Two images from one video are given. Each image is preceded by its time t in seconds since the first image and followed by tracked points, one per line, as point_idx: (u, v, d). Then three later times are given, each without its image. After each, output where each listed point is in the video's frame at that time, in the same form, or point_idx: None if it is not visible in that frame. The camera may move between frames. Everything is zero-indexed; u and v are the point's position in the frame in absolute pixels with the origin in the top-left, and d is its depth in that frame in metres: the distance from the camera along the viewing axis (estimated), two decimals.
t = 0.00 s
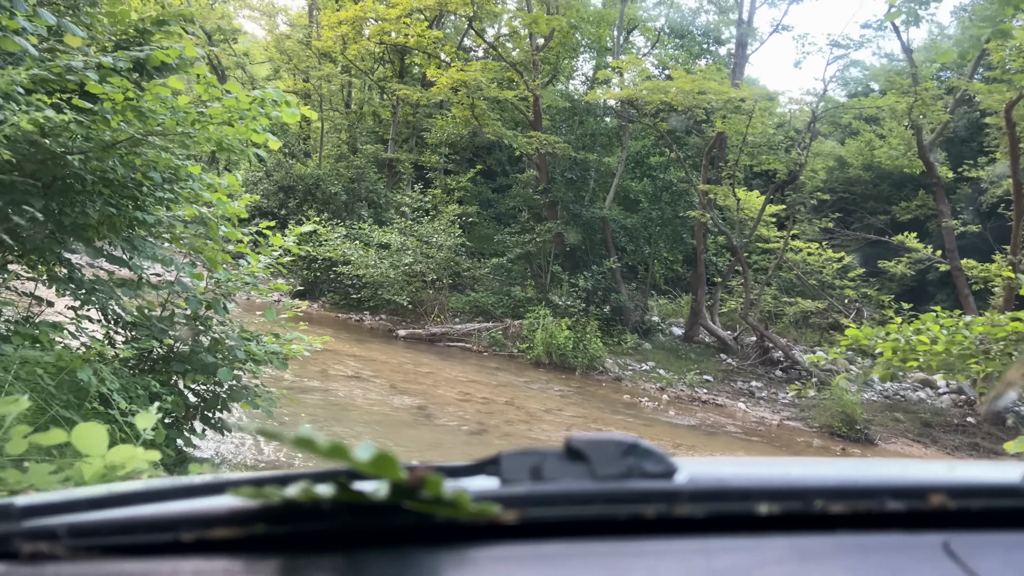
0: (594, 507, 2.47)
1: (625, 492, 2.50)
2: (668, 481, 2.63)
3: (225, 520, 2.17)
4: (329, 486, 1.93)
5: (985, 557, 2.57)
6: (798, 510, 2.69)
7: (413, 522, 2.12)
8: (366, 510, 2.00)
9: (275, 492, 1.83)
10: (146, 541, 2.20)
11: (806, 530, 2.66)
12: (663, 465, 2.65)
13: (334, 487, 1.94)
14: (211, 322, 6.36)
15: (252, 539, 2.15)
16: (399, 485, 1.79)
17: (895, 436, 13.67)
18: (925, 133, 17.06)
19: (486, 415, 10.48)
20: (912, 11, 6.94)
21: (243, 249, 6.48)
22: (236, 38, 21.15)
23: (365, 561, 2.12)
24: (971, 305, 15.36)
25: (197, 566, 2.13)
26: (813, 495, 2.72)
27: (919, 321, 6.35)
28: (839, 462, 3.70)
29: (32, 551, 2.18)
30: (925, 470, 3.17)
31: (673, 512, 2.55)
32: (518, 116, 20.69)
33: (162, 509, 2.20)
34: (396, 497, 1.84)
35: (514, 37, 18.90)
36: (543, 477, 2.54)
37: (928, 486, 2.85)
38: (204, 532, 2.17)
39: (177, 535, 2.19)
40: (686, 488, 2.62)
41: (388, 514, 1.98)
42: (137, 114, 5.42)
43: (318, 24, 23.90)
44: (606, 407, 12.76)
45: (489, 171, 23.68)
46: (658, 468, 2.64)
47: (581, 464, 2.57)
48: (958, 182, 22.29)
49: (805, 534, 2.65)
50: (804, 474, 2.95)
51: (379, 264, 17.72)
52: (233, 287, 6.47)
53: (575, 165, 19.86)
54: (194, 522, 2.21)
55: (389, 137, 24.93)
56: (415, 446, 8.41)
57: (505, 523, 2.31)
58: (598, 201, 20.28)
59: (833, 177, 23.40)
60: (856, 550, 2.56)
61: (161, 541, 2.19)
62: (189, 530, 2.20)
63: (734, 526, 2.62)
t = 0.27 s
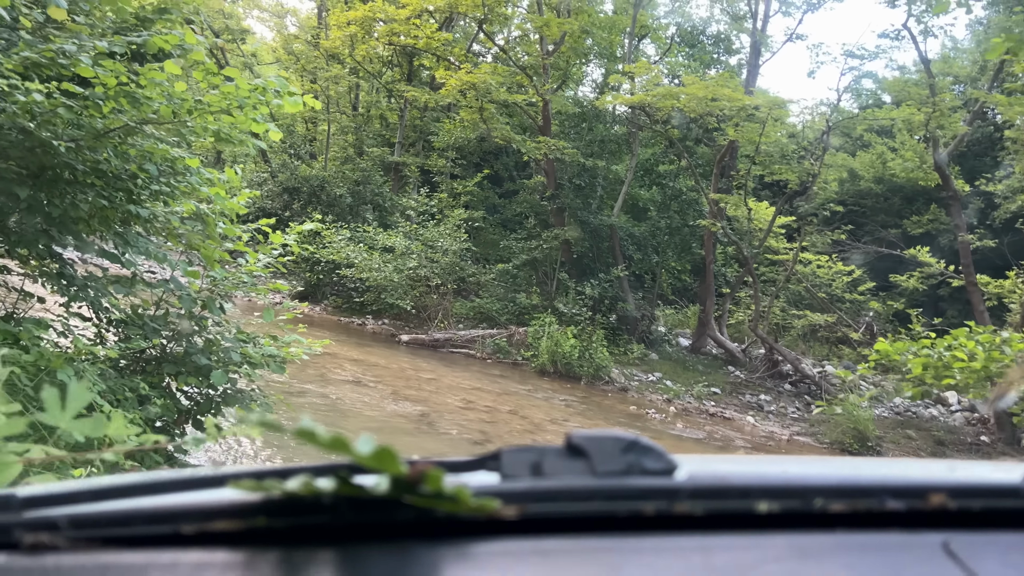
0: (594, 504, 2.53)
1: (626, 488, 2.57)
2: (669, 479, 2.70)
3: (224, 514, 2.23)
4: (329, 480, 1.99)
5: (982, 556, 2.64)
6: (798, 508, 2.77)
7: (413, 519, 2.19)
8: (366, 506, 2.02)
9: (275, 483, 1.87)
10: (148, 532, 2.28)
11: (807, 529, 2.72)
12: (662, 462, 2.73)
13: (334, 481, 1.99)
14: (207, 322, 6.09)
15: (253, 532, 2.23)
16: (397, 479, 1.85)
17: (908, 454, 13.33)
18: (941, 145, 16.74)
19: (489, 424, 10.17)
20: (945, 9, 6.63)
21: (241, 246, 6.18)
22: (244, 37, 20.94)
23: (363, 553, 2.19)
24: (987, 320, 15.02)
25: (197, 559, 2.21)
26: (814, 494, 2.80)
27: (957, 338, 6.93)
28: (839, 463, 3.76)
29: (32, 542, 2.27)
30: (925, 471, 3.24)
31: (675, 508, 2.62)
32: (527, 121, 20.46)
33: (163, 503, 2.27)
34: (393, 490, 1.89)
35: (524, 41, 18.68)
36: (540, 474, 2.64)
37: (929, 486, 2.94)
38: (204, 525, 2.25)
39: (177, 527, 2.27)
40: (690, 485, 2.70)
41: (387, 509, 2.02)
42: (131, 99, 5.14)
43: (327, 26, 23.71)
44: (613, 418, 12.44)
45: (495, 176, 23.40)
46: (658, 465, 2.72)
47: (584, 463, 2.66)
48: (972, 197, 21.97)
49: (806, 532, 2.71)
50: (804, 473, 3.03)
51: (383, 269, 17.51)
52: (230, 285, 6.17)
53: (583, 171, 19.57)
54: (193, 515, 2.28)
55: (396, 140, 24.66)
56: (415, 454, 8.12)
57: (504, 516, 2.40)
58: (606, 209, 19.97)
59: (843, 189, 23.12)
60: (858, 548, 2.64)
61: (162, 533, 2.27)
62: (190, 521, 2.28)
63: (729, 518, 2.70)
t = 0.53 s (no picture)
0: (600, 503, 2.48)
1: (629, 488, 2.49)
2: (672, 475, 2.62)
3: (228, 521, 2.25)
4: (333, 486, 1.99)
5: (989, 547, 2.55)
6: (803, 502, 2.67)
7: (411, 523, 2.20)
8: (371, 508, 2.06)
9: (281, 491, 1.85)
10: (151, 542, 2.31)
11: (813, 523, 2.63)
12: (665, 458, 2.62)
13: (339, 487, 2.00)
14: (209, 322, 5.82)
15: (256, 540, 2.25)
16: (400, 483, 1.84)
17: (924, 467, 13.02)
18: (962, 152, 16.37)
19: (498, 430, 9.90)
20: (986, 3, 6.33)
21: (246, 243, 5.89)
22: (251, 33, 20.69)
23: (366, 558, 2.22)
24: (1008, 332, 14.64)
25: (204, 568, 2.23)
26: (819, 486, 2.70)
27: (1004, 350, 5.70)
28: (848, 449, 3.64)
29: (38, 555, 2.30)
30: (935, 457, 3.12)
31: (677, 505, 2.54)
32: (537, 121, 20.15)
33: (168, 513, 2.28)
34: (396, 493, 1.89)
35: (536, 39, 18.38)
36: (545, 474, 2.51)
37: (937, 474, 2.82)
38: (211, 534, 2.26)
39: (181, 536, 2.30)
40: (694, 480, 2.61)
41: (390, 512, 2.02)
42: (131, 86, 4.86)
43: (336, 23, 23.46)
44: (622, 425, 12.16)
45: (504, 177, 23.08)
46: (662, 462, 2.62)
47: (586, 459, 2.52)
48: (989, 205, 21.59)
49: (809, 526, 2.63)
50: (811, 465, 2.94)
51: (389, 269, 17.25)
52: (233, 284, 5.89)
53: (594, 173, 19.22)
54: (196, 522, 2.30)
55: (403, 139, 24.38)
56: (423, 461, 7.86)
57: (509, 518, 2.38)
58: (618, 212, 19.63)
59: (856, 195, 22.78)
60: (864, 541, 2.55)
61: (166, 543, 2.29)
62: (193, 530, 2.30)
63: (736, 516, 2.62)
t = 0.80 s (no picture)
0: (598, 495, 2.30)
1: (627, 478, 2.33)
2: (670, 466, 2.46)
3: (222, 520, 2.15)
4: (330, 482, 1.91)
5: (985, 535, 2.42)
6: (798, 491, 2.53)
7: (413, 519, 2.09)
8: (367, 507, 1.97)
9: (278, 490, 1.77)
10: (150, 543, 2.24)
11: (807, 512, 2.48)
12: (661, 449, 2.45)
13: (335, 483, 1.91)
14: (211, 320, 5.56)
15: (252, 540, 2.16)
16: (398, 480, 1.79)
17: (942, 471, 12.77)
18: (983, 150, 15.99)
19: (508, 431, 9.62)
20: None
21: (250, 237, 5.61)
22: (257, 25, 20.39)
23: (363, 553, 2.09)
24: None
25: (198, 567, 2.16)
26: (813, 475, 2.56)
27: None
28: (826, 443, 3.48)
29: (34, 558, 2.22)
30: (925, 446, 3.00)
31: (676, 495, 2.38)
32: (548, 116, 19.84)
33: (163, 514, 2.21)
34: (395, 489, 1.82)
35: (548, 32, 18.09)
36: (543, 467, 2.33)
37: (930, 462, 2.71)
38: (204, 535, 2.18)
39: (178, 536, 2.23)
40: (688, 470, 2.46)
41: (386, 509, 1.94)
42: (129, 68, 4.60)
43: (344, 15, 23.16)
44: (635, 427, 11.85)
45: (514, 173, 22.77)
46: (658, 453, 2.45)
47: (582, 452, 2.35)
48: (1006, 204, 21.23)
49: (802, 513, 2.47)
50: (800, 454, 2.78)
51: (396, 265, 16.98)
52: (236, 280, 5.60)
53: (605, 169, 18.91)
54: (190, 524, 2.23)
55: (411, 134, 24.08)
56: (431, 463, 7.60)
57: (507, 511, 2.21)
58: (629, 209, 19.32)
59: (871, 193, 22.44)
60: (861, 527, 2.40)
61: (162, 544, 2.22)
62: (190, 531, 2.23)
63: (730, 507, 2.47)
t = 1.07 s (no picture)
0: (593, 504, 2.35)
1: (621, 489, 2.38)
2: (663, 477, 2.50)
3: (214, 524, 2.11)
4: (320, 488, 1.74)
5: (970, 551, 2.52)
6: (790, 503, 2.61)
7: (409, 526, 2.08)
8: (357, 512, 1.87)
9: (266, 496, 1.61)
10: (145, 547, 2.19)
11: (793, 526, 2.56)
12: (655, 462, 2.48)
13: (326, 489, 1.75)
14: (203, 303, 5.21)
15: (249, 543, 2.10)
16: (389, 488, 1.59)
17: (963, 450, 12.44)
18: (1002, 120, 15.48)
19: (517, 415, 9.30)
20: None
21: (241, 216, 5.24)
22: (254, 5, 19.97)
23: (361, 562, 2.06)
24: None
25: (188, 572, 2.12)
26: (806, 489, 2.64)
27: None
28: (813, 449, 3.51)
29: (22, 560, 2.18)
30: (908, 458, 3.08)
31: (669, 508, 2.45)
32: (553, 93, 19.38)
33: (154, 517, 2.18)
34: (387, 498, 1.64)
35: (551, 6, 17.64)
36: (535, 477, 2.35)
37: (917, 477, 2.79)
38: (194, 539, 2.15)
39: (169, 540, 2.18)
40: (681, 483, 2.49)
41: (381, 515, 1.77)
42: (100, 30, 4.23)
43: None
44: (647, 410, 11.51)
45: (518, 152, 22.33)
46: (649, 465, 2.48)
47: (574, 463, 2.39)
48: None
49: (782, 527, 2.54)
50: (786, 464, 2.86)
51: (399, 247, 16.64)
52: (228, 261, 5.24)
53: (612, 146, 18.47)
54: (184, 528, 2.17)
55: (413, 115, 23.65)
56: (437, 450, 7.30)
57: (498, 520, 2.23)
58: (637, 188, 18.90)
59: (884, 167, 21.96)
60: (850, 542, 2.50)
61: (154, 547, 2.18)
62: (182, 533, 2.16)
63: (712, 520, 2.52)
